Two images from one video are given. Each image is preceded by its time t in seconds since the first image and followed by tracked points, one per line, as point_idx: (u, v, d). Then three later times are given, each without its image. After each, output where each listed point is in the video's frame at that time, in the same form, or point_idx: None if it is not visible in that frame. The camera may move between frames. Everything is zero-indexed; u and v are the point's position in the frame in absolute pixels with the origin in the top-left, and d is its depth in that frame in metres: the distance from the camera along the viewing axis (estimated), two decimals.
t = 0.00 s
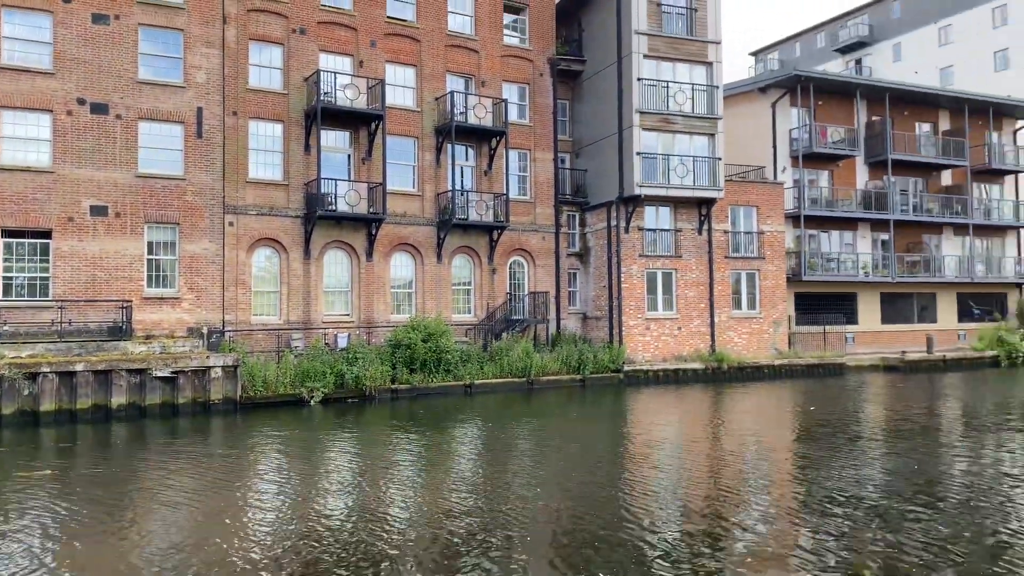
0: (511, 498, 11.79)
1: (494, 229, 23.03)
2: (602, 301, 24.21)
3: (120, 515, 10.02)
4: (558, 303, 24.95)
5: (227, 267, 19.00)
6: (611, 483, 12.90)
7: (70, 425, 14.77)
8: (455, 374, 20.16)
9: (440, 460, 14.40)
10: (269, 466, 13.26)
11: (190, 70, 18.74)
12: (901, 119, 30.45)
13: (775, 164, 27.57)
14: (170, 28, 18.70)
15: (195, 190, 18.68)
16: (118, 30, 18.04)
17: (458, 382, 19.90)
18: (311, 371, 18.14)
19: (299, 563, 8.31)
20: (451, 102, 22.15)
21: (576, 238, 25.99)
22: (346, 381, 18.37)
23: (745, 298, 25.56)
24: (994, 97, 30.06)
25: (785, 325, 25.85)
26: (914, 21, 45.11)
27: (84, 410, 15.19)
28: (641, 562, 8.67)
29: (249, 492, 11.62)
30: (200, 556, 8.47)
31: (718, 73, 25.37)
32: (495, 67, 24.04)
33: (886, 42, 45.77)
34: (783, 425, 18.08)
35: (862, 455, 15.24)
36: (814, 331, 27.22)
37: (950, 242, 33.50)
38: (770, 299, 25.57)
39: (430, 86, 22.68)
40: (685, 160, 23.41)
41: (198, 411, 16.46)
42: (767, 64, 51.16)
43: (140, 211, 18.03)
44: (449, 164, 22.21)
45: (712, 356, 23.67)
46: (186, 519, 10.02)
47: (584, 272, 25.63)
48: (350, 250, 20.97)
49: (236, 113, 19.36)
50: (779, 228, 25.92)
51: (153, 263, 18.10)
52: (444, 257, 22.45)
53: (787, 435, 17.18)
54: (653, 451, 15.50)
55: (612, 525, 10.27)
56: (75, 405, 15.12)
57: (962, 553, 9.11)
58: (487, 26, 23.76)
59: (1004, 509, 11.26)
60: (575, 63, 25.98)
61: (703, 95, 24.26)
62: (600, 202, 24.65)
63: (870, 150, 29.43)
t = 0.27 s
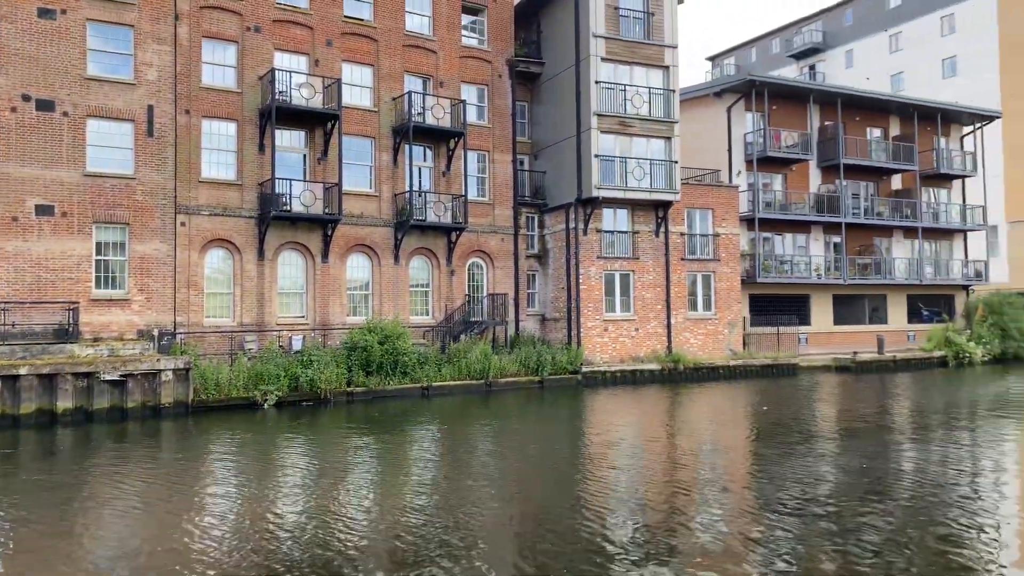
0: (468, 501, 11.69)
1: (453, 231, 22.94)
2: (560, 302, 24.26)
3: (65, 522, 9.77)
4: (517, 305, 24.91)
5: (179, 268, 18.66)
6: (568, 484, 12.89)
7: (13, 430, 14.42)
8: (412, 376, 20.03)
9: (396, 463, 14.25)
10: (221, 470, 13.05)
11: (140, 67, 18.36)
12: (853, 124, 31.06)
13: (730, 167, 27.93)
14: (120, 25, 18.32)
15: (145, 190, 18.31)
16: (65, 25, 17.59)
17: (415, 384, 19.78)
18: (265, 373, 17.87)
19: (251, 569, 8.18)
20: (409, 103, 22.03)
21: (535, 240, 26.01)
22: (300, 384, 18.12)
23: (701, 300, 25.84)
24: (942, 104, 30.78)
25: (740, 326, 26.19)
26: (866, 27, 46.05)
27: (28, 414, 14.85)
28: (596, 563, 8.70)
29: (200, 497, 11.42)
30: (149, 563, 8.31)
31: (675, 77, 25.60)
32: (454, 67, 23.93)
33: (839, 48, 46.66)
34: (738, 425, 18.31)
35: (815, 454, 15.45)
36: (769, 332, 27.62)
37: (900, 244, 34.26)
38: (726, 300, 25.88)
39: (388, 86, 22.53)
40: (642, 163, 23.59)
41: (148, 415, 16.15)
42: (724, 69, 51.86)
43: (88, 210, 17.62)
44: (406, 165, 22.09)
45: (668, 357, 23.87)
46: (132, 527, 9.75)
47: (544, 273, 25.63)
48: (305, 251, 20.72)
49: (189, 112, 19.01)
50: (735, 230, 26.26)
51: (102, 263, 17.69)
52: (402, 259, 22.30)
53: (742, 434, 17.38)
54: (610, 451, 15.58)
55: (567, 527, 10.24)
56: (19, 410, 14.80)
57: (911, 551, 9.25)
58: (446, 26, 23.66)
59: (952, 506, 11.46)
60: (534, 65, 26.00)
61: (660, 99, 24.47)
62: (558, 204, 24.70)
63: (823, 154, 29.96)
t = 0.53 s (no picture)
0: (427, 503, 11.58)
1: (412, 231, 22.80)
2: (520, 303, 24.22)
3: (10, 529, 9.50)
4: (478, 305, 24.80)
5: (131, 268, 18.25)
6: (527, 485, 12.85)
7: None
8: (370, 378, 19.86)
9: (354, 466, 14.08)
10: (175, 474, 12.79)
11: (90, 62, 17.95)
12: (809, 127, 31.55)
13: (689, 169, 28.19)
14: (70, 19, 17.92)
15: (95, 188, 17.88)
16: (11, 19, 17.12)
17: (373, 386, 19.61)
18: (219, 376, 17.55)
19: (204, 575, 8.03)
20: (367, 102, 21.85)
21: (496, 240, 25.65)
22: (254, 386, 17.85)
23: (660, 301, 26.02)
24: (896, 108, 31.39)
25: (698, 327, 26.41)
26: (822, 33, 46.83)
27: None
28: (555, 565, 8.69)
29: (152, 501, 11.18)
30: (98, 571, 8.11)
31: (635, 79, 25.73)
32: (413, 66, 23.78)
33: (796, 52, 47.35)
34: (696, 425, 18.45)
35: (771, 453, 15.60)
36: (727, 332, 27.91)
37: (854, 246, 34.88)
38: (685, 301, 26.08)
39: (346, 85, 22.32)
40: (602, 164, 23.67)
41: (97, 419, 15.79)
42: (684, 72, 52.31)
43: (35, 209, 17.16)
44: (365, 164, 21.91)
45: (628, 358, 23.98)
46: (79, 535, 9.47)
47: (504, 274, 25.17)
48: (261, 251, 20.42)
49: (141, 109, 18.62)
50: (693, 232, 26.49)
51: (50, 263, 17.24)
52: (360, 259, 22.10)
53: (699, 434, 17.52)
54: (569, 452, 15.58)
55: (527, 528, 10.20)
56: None
57: (865, 548, 9.36)
58: (405, 25, 23.51)
59: (905, 503, 11.64)
60: (495, 65, 25.95)
61: (619, 100, 24.57)
62: (518, 205, 24.68)
63: (780, 157, 30.37)
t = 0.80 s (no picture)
0: (394, 505, 11.47)
1: (379, 230, 22.63)
2: (489, 303, 24.11)
3: None
4: (445, 305, 24.66)
5: (90, 267, 17.88)
6: (494, 486, 12.77)
7: None
8: (335, 379, 19.69)
9: (320, 468, 13.91)
10: (136, 477, 12.57)
11: (47, 58, 17.57)
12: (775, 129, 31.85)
13: (657, 169, 28.31)
14: (26, 12, 17.50)
15: (53, 185, 17.49)
16: None
17: (339, 387, 19.44)
18: (181, 377, 17.26)
19: None
20: (333, 100, 21.63)
21: (464, 240, 25.55)
22: (217, 387, 17.58)
23: (628, 301, 26.10)
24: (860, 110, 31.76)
25: (666, 326, 26.52)
26: (789, 35, 47.30)
27: None
28: (524, 566, 8.65)
29: (113, 506, 10.97)
30: None
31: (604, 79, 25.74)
32: (381, 65, 23.59)
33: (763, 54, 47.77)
34: (663, 424, 18.51)
35: (738, 452, 15.69)
36: (694, 332, 28.08)
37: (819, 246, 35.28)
38: (652, 301, 26.18)
39: (312, 82, 22.07)
40: (571, 164, 23.65)
41: (54, 422, 15.49)
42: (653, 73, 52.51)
43: None
44: (331, 162, 21.69)
45: (596, 358, 24.01)
46: (34, 542, 9.23)
47: (472, 274, 25.20)
48: (224, 250, 20.14)
49: (101, 105, 18.25)
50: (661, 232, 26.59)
51: (5, 263, 16.84)
52: (326, 259, 21.89)
53: (667, 433, 17.57)
54: (537, 452, 15.53)
55: (494, 529, 10.13)
56: None
57: (830, 546, 9.42)
58: (372, 23, 23.30)
59: (868, 500, 11.75)
60: (463, 64, 25.82)
61: (588, 100, 24.54)
62: (486, 205, 24.57)
63: (746, 158, 30.63)
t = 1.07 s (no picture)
0: (354, 505, 11.34)
1: (341, 227, 22.39)
2: (452, 301, 23.98)
3: None
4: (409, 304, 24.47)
5: (41, 264, 17.44)
6: (456, 485, 12.65)
7: None
8: (295, 378, 19.45)
9: (280, 468, 13.68)
10: (89, 479, 12.28)
11: None
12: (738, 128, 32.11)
13: (621, 168, 28.39)
14: None
15: (3, 180, 17.03)
16: None
17: (299, 386, 19.20)
18: (136, 376, 16.90)
19: None
20: (294, 95, 21.33)
21: (428, 238, 25.35)
22: (173, 387, 17.25)
23: (592, 299, 26.13)
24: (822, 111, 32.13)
25: (630, 324, 26.60)
26: (752, 36, 47.76)
27: None
28: (487, 565, 8.58)
29: (65, 508, 10.70)
30: None
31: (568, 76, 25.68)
32: (342, 60, 23.32)
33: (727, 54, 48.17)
34: (626, 422, 18.54)
35: (701, 449, 15.74)
36: (658, 329, 28.20)
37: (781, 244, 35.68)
38: (616, 299, 26.23)
39: (272, 77, 21.76)
40: (535, 162, 23.58)
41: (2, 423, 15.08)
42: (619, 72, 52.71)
43: None
44: (291, 158, 21.40)
45: (561, 355, 23.98)
46: None
47: (436, 272, 25.06)
48: (182, 247, 19.77)
49: (52, 98, 17.80)
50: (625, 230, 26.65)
51: None
52: (286, 256, 21.60)
53: (629, 431, 17.59)
54: (500, 450, 15.46)
55: (456, 529, 10.02)
56: None
57: (792, 541, 9.47)
58: (334, 18, 23.03)
59: (829, 495, 11.83)
60: (426, 60, 25.63)
61: (552, 98, 24.49)
62: (450, 202, 24.42)
63: (710, 157, 30.82)
